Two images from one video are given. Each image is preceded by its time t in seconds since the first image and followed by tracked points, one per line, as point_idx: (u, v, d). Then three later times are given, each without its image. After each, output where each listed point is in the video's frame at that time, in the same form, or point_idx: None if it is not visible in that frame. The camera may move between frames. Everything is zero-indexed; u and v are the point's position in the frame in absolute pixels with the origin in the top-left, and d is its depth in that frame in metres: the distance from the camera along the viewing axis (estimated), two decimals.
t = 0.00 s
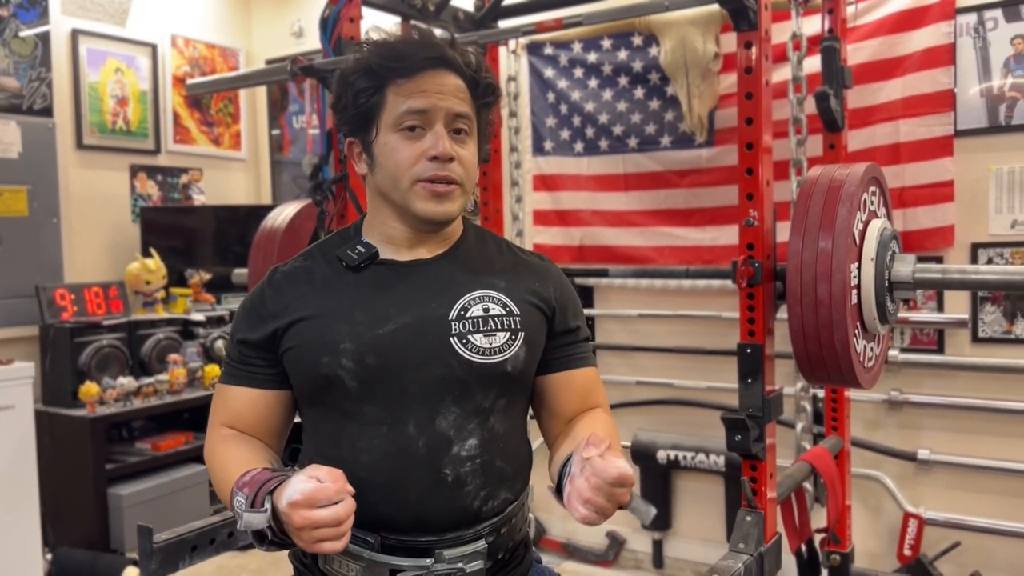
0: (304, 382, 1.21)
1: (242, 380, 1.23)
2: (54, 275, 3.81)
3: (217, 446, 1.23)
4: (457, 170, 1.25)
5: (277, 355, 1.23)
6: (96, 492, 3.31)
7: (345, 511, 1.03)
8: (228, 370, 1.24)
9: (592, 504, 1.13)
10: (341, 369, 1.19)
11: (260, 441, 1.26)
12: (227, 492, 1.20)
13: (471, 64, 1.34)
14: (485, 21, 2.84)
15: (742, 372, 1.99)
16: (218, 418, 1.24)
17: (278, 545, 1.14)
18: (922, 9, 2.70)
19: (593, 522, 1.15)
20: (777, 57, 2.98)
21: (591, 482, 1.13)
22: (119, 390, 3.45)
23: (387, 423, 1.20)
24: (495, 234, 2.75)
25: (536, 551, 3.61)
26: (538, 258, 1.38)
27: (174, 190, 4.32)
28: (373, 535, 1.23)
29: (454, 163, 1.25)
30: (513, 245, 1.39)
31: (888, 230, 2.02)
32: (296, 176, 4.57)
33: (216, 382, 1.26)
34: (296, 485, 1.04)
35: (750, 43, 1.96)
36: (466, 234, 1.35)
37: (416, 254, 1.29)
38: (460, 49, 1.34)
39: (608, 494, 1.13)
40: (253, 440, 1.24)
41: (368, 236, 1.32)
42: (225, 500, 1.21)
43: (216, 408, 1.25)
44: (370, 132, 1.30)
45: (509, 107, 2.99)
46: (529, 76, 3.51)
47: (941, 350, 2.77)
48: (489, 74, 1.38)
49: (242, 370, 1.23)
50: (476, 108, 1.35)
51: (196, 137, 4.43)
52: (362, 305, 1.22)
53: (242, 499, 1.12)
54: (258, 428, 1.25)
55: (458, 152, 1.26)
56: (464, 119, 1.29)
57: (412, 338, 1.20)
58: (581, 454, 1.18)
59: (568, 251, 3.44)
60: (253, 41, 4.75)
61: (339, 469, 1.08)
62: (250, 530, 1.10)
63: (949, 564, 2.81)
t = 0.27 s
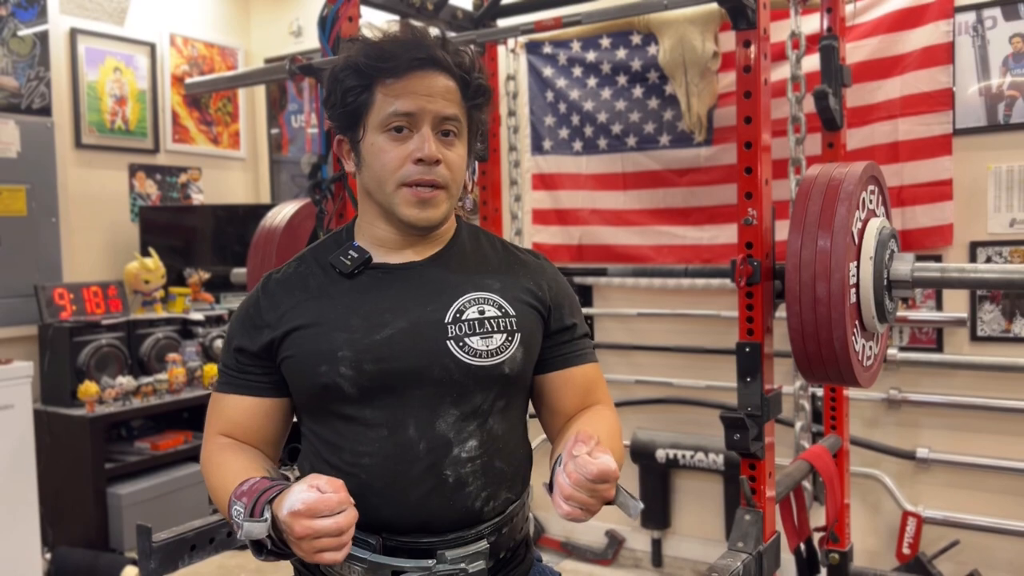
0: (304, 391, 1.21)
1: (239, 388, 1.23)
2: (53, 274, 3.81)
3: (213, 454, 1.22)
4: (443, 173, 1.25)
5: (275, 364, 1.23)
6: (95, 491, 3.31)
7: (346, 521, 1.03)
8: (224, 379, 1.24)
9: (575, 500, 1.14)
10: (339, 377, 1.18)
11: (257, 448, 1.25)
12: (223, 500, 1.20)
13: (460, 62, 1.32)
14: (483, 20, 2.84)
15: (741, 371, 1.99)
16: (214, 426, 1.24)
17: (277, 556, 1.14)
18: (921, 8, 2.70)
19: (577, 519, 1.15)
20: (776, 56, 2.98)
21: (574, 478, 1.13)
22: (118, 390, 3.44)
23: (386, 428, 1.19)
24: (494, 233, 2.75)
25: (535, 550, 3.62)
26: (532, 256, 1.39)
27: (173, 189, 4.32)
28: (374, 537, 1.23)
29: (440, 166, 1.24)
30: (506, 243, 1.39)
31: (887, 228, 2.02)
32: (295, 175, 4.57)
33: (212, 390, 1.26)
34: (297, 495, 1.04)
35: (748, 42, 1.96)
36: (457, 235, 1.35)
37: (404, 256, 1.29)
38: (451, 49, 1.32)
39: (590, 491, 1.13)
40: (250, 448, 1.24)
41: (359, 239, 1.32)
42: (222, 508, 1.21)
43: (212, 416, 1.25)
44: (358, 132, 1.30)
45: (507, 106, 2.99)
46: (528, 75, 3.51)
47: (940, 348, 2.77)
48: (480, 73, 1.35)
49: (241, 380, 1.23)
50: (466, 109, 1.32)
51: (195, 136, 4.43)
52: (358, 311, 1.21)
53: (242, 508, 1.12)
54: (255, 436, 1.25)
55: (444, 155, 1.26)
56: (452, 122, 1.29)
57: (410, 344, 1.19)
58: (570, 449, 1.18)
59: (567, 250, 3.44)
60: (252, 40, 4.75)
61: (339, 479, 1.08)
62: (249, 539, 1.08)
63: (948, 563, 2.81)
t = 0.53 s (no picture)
0: (301, 396, 1.21)
1: (239, 399, 1.23)
2: (52, 273, 3.81)
3: (217, 464, 1.23)
4: (428, 174, 1.24)
5: (270, 371, 1.23)
6: (94, 490, 3.31)
7: (354, 530, 1.03)
8: (222, 390, 1.24)
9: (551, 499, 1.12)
10: (334, 381, 1.18)
11: (261, 457, 1.26)
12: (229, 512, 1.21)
13: (447, 61, 1.31)
14: (482, 18, 2.83)
15: (741, 369, 2.00)
16: (217, 436, 1.24)
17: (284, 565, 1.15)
18: (920, 6, 2.70)
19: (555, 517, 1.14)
20: (776, 54, 2.98)
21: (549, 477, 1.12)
22: (118, 388, 3.43)
23: (383, 428, 1.20)
24: (494, 231, 2.75)
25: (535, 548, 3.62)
26: (524, 250, 1.38)
27: (172, 188, 4.32)
28: (373, 538, 1.23)
29: (426, 168, 1.23)
30: (499, 239, 1.39)
31: (887, 226, 2.02)
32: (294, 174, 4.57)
33: (212, 400, 1.26)
34: (304, 504, 1.04)
35: (748, 40, 1.96)
36: (448, 235, 1.34)
37: (392, 257, 1.28)
38: (439, 49, 1.32)
39: (565, 487, 1.12)
40: (253, 457, 1.25)
41: (349, 240, 1.32)
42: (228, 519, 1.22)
43: (215, 427, 1.25)
44: (346, 131, 1.29)
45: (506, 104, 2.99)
46: (527, 73, 3.50)
47: (939, 346, 2.77)
48: (468, 72, 1.35)
49: (237, 389, 1.23)
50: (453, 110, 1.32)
51: (194, 135, 4.43)
52: (351, 314, 1.21)
53: (248, 519, 1.11)
54: (257, 444, 1.25)
55: (430, 156, 1.25)
56: (439, 123, 1.28)
57: (403, 344, 1.19)
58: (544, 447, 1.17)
59: (567, 249, 3.44)
60: (251, 39, 4.75)
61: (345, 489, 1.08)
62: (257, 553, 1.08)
63: (948, 560, 2.81)
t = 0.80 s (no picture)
0: (298, 398, 1.21)
1: (235, 400, 1.23)
2: (52, 272, 3.81)
3: (213, 466, 1.23)
4: (419, 169, 1.24)
5: (268, 373, 1.22)
6: (94, 489, 3.31)
7: (347, 536, 1.03)
8: (219, 392, 1.24)
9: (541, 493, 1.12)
10: (332, 383, 1.18)
11: (257, 459, 1.26)
12: (225, 514, 1.20)
13: (434, 53, 1.31)
14: (482, 16, 2.83)
15: (741, 366, 1.99)
16: (215, 438, 1.24)
17: (282, 570, 1.13)
18: (920, 2, 2.70)
19: (547, 511, 1.13)
20: (776, 51, 2.97)
21: (537, 471, 1.11)
22: (117, 387, 3.43)
23: (382, 429, 1.19)
24: (494, 229, 2.75)
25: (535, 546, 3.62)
26: (520, 247, 1.38)
27: (171, 186, 4.31)
28: (373, 538, 1.23)
29: (416, 162, 1.23)
30: (495, 236, 1.39)
31: (886, 224, 2.02)
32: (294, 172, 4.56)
33: (209, 402, 1.26)
34: (298, 510, 1.04)
35: (748, 37, 1.95)
36: (444, 232, 1.33)
37: (387, 256, 1.28)
38: (426, 41, 1.32)
39: (555, 481, 1.11)
40: (251, 459, 1.25)
41: (343, 240, 1.32)
42: (224, 521, 1.21)
43: (212, 429, 1.25)
44: (336, 130, 1.30)
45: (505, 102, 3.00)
46: (526, 71, 3.50)
47: (939, 344, 2.77)
48: (458, 64, 1.35)
49: (233, 391, 1.23)
50: (443, 102, 1.31)
51: (193, 132, 4.43)
52: (348, 315, 1.20)
53: (244, 523, 1.11)
54: (255, 446, 1.25)
55: (420, 151, 1.24)
56: (428, 117, 1.27)
57: (400, 345, 1.19)
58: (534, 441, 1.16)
59: (566, 246, 3.44)
60: (250, 37, 4.75)
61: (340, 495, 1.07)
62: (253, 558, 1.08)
63: (947, 557, 2.81)
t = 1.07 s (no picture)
0: (296, 389, 1.20)
1: (231, 391, 1.22)
2: (52, 269, 3.81)
3: (207, 458, 1.22)
4: (418, 162, 1.24)
5: (265, 363, 1.22)
6: (95, 487, 3.31)
7: (348, 526, 1.03)
8: (214, 382, 1.23)
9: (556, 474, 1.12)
10: (331, 375, 1.18)
11: (251, 451, 1.25)
12: (220, 507, 1.20)
13: (434, 45, 1.30)
14: (481, 13, 2.82)
15: (741, 363, 1.99)
16: (207, 431, 1.23)
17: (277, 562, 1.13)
18: None
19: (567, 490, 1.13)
20: (775, 48, 2.97)
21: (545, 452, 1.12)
22: (118, 384, 3.43)
23: (382, 425, 1.19)
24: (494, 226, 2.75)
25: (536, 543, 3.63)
26: (521, 240, 1.38)
27: (171, 184, 4.31)
28: (375, 537, 1.23)
29: (415, 154, 1.23)
30: (496, 230, 1.39)
31: (886, 220, 2.01)
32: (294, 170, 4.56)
33: (201, 394, 1.25)
34: (298, 500, 1.04)
35: (747, 34, 1.95)
36: (444, 225, 1.33)
37: (387, 249, 1.28)
38: (425, 33, 1.32)
39: (564, 456, 1.11)
40: (244, 451, 1.24)
41: (343, 233, 1.31)
42: (218, 514, 1.21)
43: (205, 421, 1.24)
44: (335, 122, 1.30)
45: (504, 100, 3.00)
46: (526, 68, 3.50)
47: (939, 340, 2.78)
48: (457, 57, 1.35)
49: (229, 381, 1.22)
50: (443, 94, 1.31)
51: (193, 130, 4.43)
52: (348, 307, 1.20)
53: (239, 515, 1.11)
54: (248, 439, 1.24)
55: (420, 143, 1.24)
56: (427, 108, 1.27)
57: (401, 338, 1.19)
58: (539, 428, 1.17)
59: (565, 243, 3.44)
60: (249, 34, 4.74)
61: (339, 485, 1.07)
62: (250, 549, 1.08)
63: (947, 554, 2.82)
